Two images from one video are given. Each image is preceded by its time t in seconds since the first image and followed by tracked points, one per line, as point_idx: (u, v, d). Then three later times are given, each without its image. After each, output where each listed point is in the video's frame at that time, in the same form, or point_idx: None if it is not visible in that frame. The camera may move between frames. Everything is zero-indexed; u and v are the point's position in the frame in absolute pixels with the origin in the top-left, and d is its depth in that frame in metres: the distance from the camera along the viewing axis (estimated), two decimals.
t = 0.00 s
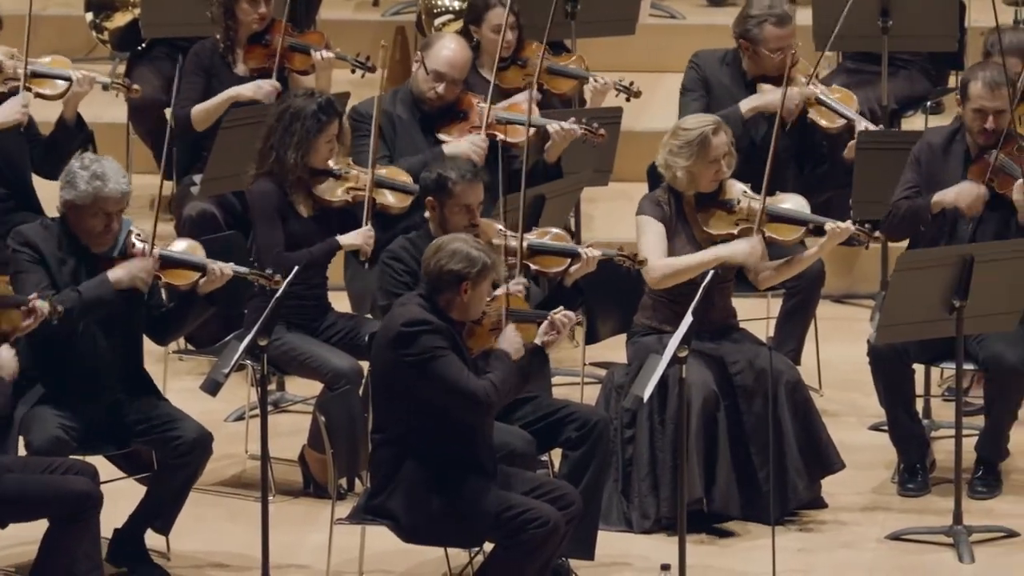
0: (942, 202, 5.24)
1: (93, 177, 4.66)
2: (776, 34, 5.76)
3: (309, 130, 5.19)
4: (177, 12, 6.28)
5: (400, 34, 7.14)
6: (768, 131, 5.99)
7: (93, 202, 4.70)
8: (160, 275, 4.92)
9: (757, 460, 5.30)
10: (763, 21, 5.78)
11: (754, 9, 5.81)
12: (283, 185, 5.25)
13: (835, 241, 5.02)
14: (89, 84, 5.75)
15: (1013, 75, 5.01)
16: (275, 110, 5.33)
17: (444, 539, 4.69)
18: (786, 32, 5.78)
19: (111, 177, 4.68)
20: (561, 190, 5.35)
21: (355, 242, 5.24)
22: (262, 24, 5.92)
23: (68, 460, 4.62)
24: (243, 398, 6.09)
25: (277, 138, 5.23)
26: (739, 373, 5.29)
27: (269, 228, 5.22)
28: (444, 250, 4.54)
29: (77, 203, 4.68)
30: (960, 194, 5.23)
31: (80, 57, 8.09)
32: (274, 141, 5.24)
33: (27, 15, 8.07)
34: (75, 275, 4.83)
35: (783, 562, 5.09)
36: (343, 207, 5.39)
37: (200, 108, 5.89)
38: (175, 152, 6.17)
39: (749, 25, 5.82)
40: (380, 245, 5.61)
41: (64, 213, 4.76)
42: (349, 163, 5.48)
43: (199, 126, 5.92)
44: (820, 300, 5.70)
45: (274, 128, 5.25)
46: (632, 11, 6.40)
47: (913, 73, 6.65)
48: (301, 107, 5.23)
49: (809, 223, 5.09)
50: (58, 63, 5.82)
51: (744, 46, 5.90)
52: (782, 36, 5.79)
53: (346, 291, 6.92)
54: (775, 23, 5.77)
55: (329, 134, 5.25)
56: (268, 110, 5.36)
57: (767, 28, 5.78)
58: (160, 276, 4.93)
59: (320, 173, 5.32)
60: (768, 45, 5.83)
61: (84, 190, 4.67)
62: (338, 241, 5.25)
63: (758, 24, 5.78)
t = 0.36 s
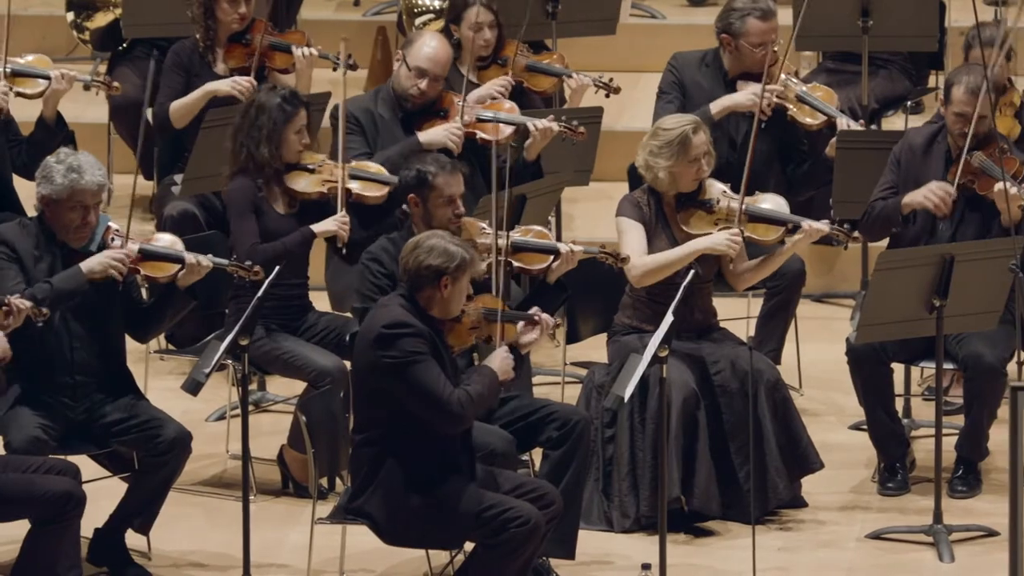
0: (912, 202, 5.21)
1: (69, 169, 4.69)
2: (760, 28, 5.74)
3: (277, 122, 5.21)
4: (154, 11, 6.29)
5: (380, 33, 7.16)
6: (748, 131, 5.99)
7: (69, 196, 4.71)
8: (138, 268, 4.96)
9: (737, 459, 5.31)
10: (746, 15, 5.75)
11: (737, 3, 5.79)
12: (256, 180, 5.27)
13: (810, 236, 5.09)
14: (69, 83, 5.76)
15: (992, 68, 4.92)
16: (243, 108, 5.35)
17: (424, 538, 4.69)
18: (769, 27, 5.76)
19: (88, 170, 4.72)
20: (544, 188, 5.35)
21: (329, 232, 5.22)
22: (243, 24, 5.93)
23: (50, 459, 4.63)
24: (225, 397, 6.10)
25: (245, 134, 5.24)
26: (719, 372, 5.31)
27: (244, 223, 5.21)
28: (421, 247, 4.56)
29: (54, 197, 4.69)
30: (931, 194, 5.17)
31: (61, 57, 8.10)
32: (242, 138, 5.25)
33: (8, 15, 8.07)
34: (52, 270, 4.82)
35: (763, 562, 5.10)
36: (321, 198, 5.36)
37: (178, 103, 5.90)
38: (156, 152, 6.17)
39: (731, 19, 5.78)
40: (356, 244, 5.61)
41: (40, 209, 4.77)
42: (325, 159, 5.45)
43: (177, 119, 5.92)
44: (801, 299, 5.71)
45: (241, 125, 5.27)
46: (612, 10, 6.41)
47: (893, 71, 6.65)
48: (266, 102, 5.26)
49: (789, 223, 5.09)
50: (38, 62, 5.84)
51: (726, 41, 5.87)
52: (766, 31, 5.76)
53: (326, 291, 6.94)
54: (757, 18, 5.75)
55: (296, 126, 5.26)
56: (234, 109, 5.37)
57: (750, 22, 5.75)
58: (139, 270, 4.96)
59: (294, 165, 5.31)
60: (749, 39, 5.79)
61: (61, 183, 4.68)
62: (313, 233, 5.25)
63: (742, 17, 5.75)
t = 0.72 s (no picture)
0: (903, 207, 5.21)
1: (55, 167, 4.68)
2: (744, 29, 5.77)
3: (243, 124, 5.29)
4: (134, 11, 6.37)
5: (359, 33, 7.18)
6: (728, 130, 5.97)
7: (53, 194, 4.69)
8: (119, 270, 4.97)
9: (715, 459, 5.31)
10: (731, 16, 5.78)
11: (722, 3, 5.82)
12: (225, 183, 5.36)
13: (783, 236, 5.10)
14: (50, 86, 5.74)
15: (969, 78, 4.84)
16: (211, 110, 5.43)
17: (401, 537, 4.70)
18: (753, 28, 5.79)
19: (74, 169, 4.70)
20: (523, 188, 5.34)
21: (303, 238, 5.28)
22: (222, 24, 5.95)
23: (27, 459, 4.63)
24: (203, 396, 6.10)
25: (212, 136, 5.33)
26: (697, 372, 5.31)
27: (213, 226, 5.31)
28: (399, 247, 4.56)
29: (38, 194, 4.68)
30: (921, 207, 5.19)
31: (39, 57, 8.10)
32: (209, 140, 5.34)
33: None
34: (35, 268, 4.82)
35: (741, 561, 5.10)
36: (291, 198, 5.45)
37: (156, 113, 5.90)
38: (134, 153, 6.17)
39: (716, 19, 5.82)
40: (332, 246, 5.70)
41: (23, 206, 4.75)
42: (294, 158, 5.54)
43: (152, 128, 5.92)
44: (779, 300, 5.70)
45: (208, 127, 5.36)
46: (591, 10, 6.43)
47: (871, 72, 6.66)
48: (234, 103, 5.34)
49: (765, 224, 5.08)
50: (17, 64, 5.83)
51: (710, 41, 5.91)
52: (750, 32, 5.79)
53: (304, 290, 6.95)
54: (742, 19, 5.78)
55: (264, 128, 5.35)
56: (202, 113, 5.47)
57: (735, 23, 5.78)
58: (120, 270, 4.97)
59: (263, 167, 5.39)
60: (734, 40, 5.83)
61: (46, 181, 4.68)
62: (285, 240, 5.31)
63: (727, 18, 5.78)
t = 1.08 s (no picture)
0: (863, 220, 5.14)
1: (30, 159, 4.73)
2: (708, 18, 5.73)
3: (211, 120, 5.27)
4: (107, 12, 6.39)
5: (334, 32, 7.16)
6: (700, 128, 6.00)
7: (28, 187, 4.72)
8: (94, 263, 4.98)
9: (691, 458, 5.32)
10: (694, 6, 5.76)
11: None
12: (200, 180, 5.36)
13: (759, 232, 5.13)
14: (25, 83, 5.74)
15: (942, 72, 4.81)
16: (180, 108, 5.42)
17: (375, 537, 4.70)
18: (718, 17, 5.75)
19: (48, 163, 4.76)
20: (494, 188, 5.35)
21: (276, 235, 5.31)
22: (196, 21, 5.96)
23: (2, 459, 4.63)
24: (179, 396, 6.11)
25: (183, 135, 5.32)
26: (673, 371, 5.32)
27: (189, 223, 5.31)
28: (368, 244, 4.56)
29: (13, 186, 4.69)
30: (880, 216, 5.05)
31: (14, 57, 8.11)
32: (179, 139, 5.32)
33: None
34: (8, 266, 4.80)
35: (717, 561, 5.10)
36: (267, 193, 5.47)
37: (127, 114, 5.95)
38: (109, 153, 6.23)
39: (680, 10, 5.79)
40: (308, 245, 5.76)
41: None
42: (268, 154, 5.57)
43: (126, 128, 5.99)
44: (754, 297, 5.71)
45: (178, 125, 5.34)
46: (566, 11, 6.45)
47: (846, 71, 6.68)
48: (202, 100, 5.33)
49: (740, 221, 5.10)
50: None
51: (675, 33, 5.87)
52: (714, 20, 5.75)
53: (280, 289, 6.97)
54: (706, 8, 5.75)
55: (234, 123, 5.33)
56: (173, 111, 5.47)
57: (699, 12, 5.75)
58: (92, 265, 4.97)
59: (235, 163, 5.39)
60: (698, 30, 5.78)
61: (21, 173, 4.71)
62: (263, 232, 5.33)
63: (690, 7, 5.75)
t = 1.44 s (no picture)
0: (830, 229, 5.19)
1: None
2: (670, 14, 5.65)
3: (164, 121, 5.32)
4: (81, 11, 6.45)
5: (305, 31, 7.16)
6: (668, 130, 5.90)
7: None
8: (63, 263, 4.96)
9: (663, 458, 5.34)
10: (656, 3, 5.68)
11: None
12: (167, 181, 5.38)
13: (726, 226, 5.20)
14: None
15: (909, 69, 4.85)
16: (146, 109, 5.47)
17: (348, 537, 4.70)
18: (681, 13, 5.67)
19: (11, 166, 4.75)
20: (467, 188, 5.33)
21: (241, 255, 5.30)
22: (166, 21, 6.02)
23: None
24: (151, 395, 6.11)
25: (149, 138, 5.36)
26: (645, 371, 5.33)
27: (156, 224, 5.31)
28: (335, 241, 4.59)
29: None
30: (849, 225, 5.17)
31: None
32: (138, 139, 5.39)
33: None
34: None
35: (689, 560, 5.11)
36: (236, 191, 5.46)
37: (87, 119, 6.06)
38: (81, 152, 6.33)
39: (642, 8, 5.71)
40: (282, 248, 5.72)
41: None
42: (238, 154, 5.57)
43: (87, 136, 6.09)
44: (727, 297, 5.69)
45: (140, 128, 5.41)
46: (537, 10, 6.51)
47: (818, 70, 6.70)
48: (159, 99, 5.39)
49: (707, 216, 5.18)
50: None
51: (638, 33, 5.78)
52: (677, 17, 5.67)
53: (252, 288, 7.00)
54: (669, 4, 5.67)
55: (191, 118, 5.36)
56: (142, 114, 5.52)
57: (661, 9, 5.67)
58: (63, 266, 4.97)
59: (200, 161, 5.41)
60: (661, 27, 5.70)
61: None
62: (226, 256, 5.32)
63: (652, 5, 5.67)
